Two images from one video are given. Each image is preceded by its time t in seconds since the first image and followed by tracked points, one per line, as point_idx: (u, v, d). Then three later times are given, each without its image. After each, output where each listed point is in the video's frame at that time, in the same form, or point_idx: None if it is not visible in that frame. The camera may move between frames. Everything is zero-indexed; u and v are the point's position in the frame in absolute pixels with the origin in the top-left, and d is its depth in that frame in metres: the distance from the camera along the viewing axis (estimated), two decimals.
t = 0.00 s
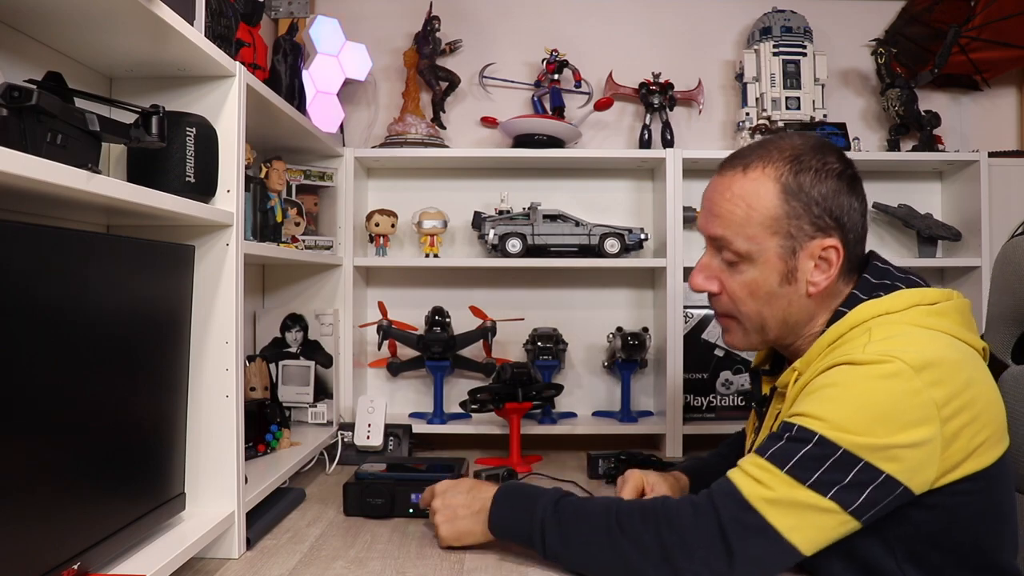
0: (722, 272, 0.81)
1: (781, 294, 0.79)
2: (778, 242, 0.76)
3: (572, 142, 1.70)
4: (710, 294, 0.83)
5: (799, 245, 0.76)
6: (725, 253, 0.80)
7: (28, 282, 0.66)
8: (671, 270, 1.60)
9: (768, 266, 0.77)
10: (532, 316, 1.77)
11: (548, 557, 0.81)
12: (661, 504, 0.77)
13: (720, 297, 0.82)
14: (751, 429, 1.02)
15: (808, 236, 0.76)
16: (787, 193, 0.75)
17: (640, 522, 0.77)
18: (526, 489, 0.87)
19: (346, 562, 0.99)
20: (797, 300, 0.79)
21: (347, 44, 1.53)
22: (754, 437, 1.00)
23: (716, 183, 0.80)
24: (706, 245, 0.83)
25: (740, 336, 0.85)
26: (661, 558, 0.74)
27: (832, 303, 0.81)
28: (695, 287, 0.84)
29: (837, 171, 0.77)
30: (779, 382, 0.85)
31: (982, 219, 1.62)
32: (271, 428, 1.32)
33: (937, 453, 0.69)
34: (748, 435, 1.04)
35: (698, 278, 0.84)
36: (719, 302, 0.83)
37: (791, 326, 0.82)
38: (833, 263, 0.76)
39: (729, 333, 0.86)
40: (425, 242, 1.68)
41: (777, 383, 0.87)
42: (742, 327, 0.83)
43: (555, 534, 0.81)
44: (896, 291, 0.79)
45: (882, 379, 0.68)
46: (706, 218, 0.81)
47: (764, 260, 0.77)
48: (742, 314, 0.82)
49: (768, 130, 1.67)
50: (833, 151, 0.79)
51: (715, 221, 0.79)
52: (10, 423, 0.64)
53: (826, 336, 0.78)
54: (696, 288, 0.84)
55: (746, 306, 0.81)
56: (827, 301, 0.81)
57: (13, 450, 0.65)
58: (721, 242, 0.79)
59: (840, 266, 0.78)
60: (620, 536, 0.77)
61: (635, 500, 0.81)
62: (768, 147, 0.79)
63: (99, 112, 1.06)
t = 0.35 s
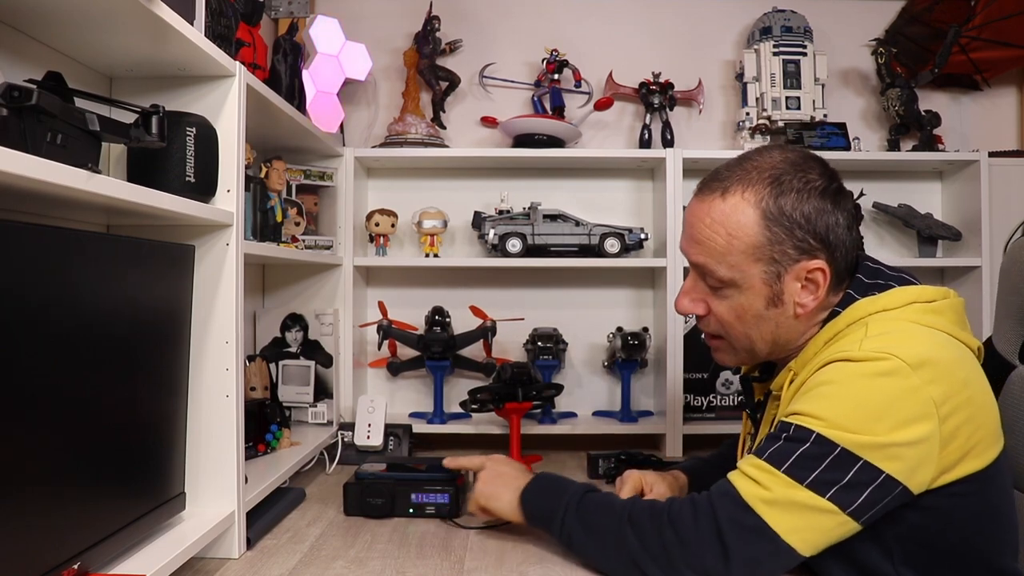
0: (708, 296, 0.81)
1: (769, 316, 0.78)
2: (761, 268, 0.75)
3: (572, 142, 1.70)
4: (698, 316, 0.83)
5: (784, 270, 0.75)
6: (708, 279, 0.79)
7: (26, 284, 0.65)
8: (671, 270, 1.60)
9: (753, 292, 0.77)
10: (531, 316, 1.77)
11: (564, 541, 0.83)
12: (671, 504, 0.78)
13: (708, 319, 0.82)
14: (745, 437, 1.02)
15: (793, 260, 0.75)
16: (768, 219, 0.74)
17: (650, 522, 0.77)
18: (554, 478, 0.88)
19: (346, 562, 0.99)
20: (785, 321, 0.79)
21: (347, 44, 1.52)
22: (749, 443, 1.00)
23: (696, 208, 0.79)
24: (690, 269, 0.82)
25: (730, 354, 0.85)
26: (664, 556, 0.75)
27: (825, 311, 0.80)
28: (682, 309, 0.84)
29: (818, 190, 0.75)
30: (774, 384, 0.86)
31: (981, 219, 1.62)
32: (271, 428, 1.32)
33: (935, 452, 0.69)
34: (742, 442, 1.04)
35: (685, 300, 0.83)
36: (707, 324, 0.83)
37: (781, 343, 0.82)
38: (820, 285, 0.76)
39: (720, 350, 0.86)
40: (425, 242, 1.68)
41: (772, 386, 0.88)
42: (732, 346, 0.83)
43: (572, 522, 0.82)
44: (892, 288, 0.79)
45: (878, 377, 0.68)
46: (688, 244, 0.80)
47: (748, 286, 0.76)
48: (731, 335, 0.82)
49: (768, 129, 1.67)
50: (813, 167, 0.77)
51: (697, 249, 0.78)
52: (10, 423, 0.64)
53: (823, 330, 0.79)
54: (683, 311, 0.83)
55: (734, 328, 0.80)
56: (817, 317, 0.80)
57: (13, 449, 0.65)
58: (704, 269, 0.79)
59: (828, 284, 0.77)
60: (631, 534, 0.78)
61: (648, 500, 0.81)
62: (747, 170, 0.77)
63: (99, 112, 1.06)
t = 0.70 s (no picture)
0: (707, 302, 0.81)
1: (769, 322, 0.78)
2: (760, 274, 0.75)
3: (572, 142, 1.70)
4: (697, 323, 0.83)
5: (784, 276, 0.75)
6: (707, 286, 0.79)
7: (26, 284, 0.65)
8: (671, 270, 1.60)
9: (753, 298, 0.77)
10: (532, 316, 1.77)
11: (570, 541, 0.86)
12: (670, 502, 0.79)
13: (707, 326, 0.82)
14: (744, 439, 1.02)
15: (793, 266, 0.75)
16: (767, 225, 0.74)
17: (648, 519, 0.79)
18: (562, 480, 0.92)
19: (346, 562, 0.99)
20: (786, 326, 0.79)
21: (347, 44, 1.51)
22: (748, 444, 1.00)
23: (694, 215, 0.79)
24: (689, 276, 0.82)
25: (731, 360, 0.85)
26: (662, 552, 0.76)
27: (825, 314, 0.80)
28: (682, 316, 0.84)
29: (816, 195, 0.75)
30: (773, 387, 0.86)
31: (982, 219, 1.61)
32: (271, 428, 1.32)
33: (932, 456, 0.69)
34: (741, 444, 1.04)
35: (684, 307, 0.83)
36: (706, 331, 0.83)
37: (782, 349, 0.82)
38: (820, 290, 0.76)
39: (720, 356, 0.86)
40: (425, 242, 1.68)
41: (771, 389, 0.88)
42: (733, 353, 0.83)
43: (576, 522, 0.85)
44: (891, 290, 0.78)
45: (876, 380, 0.68)
46: (686, 252, 0.80)
47: (748, 292, 0.76)
48: (731, 341, 0.81)
49: (768, 129, 1.67)
50: (810, 171, 0.77)
51: (696, 256, 0.78)
52: (10, 423, 0.64)
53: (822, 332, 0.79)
54: (682, 318, 0.83)
55: (734, 335, 0.80)
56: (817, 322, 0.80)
57: (13, 449, 0.65)
58: (703, 276, 0.79)
59: (828, 289, 0.77)
60: (630, 531, 0.79)
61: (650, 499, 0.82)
62: (744, 175, 0.77)
63: (99, 113, 1.06)
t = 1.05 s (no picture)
0: (710, 315, 0.80)
1: (773, 333, 0.78)
2: (765, 286, 0.75)
3: (572, 142, 1.70)
4: (699, 334, 0.82)
5: (788, 287, 0.75)
6: (710, 298, 0.78)
7: (26, 285, 0.65)
8: (671, 270, 1.60)
9: (757, 310, 0.76)
10: (532, 316, 1.77)
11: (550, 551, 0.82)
12: (662, 505, 0.78)
13: (710, 338, 0.82)
14: (744, 441, 1.02)
15: (798, 277, 0.74)
16: (771, 237, 0.74)
17: (640, 525, 0.77)
18: (531, 484, 0.88)
19: (346, 562, 0.99)
20: (790, 336, 0.79)
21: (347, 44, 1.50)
22: (747, 447, 1.00)
23: (695, 227, 0.78)
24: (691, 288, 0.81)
25: (733, 369, 0.84)
26: (656, 559, 0.75)
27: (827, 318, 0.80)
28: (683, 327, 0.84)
29: (817, 204, 0.75)
30: (775, 390, 0.86)
31: (982, 219, 1.62)
32: (271, 428, 1.32)
33: (936, 461, 0.69)
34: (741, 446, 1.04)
35: (685, 319, 0.83)
36: (708, 342, 0.82)
37: (784, 358, 0.82)
38: (825, 299, 0.76)
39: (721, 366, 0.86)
40: (425, 242, 1.68)
41: (773, 392, 0.87)
42: (736, 363, 0.83)
43: (557, 530, 0.82)
44: (894, 293, 0.78)
45: (881, 385, 0.68)
46: (688, 265, 0.79)
47: (752, 305, 0.76)
48: (734, 352, 0.81)
49: (768, 129, 1.67)
50: (811, 179, 0.77)
51: (699, 270, 0.77)
52: (10, 422, 0.64)
53: (825, 338, 0.79)
54: (684, 330, 0.83)
55: (737, 346, 0.80)
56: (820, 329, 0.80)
57: (13, 449, 0.65)
58: (706, 289, 0.78)
59: (832, 298, 0.77)
60: (620, 537, 0.78)
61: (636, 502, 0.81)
62: (745, 186, 0.77)
63: (99, 112, 1.06)
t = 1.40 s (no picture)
0: (705, 327, 0.80)
1: (770, 343, 0.78)
2: (761, 298, 0.75)
3: (572, 142, 1.70)
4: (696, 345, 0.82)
5: (784, 299, 0.75)
6: (706, 311, 0.78)
7: (26, 285, 0.65)
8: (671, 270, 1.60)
9: (753, 322, 0.76)
10: (532, 316, 1.77)
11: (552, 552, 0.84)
12: (659, 505, 0.78)
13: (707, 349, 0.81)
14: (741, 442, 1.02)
15: (794, 288, 0.74)
16: (766, 249, 0.74)
17: (637, 525, 0.78)
18: (528, 490, 0.89)
19: (346, 562, 0.99)
20: (787, 346, 0.79)
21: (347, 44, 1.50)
22: (745, 448, 1.00)
23: (689, 241, 0.78)
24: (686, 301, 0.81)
25: (730, 378, 0.84)
26: (654, 558, 0.76)
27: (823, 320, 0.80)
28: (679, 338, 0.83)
29: (812, 214, 0.75)
30: (771, 393, 0.86)
31: (982, 218, 1.62)
32: (271, 428, 1.32)
33: (934, 463, 0.69)
34: (739, 447, 1.04)
35: (681, 330, 0.82)
36: (705, 353, 0.82)
37: (781, 366, 0.82)
38: (821, 309, 0.76)
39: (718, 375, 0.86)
40: (425, 242, 1.68)
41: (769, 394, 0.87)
42: (733, 372, 0.83)
43: (557, 531, 0.83)
44: (890, 295, 0.79)
45: (878, 388, 0.68)
46: (683, 278, 0.79)
47: (748, 317, 0.76)
48: (731, 362, 0.81)
49: (768, 129, 1.67)
50: (805, 189, 0.77)
51: (694, 283, 0.77)
52: (9, 422, 0.64)
53: (822, 343, 0.79)
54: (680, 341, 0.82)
55: (734, 357, 0.80)
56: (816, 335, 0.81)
57: (13, 449, 0.65)
58: (701, 302, 0.78)
59: (828, 307, 0.77)
60: (618, 538, 0.79)
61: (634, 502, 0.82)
62: (738, 198, 0.77)
63: (99, 113, 1.06)
